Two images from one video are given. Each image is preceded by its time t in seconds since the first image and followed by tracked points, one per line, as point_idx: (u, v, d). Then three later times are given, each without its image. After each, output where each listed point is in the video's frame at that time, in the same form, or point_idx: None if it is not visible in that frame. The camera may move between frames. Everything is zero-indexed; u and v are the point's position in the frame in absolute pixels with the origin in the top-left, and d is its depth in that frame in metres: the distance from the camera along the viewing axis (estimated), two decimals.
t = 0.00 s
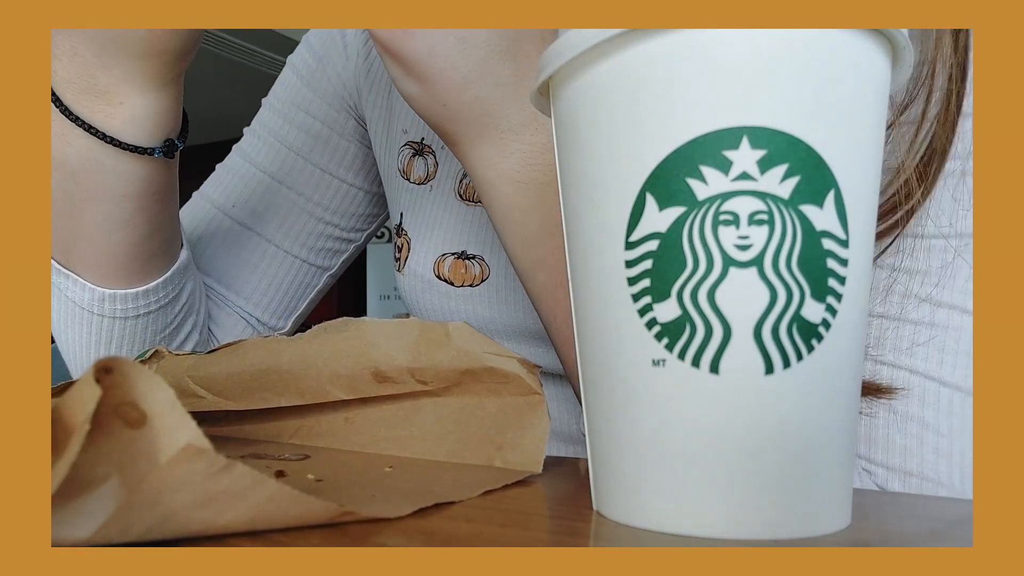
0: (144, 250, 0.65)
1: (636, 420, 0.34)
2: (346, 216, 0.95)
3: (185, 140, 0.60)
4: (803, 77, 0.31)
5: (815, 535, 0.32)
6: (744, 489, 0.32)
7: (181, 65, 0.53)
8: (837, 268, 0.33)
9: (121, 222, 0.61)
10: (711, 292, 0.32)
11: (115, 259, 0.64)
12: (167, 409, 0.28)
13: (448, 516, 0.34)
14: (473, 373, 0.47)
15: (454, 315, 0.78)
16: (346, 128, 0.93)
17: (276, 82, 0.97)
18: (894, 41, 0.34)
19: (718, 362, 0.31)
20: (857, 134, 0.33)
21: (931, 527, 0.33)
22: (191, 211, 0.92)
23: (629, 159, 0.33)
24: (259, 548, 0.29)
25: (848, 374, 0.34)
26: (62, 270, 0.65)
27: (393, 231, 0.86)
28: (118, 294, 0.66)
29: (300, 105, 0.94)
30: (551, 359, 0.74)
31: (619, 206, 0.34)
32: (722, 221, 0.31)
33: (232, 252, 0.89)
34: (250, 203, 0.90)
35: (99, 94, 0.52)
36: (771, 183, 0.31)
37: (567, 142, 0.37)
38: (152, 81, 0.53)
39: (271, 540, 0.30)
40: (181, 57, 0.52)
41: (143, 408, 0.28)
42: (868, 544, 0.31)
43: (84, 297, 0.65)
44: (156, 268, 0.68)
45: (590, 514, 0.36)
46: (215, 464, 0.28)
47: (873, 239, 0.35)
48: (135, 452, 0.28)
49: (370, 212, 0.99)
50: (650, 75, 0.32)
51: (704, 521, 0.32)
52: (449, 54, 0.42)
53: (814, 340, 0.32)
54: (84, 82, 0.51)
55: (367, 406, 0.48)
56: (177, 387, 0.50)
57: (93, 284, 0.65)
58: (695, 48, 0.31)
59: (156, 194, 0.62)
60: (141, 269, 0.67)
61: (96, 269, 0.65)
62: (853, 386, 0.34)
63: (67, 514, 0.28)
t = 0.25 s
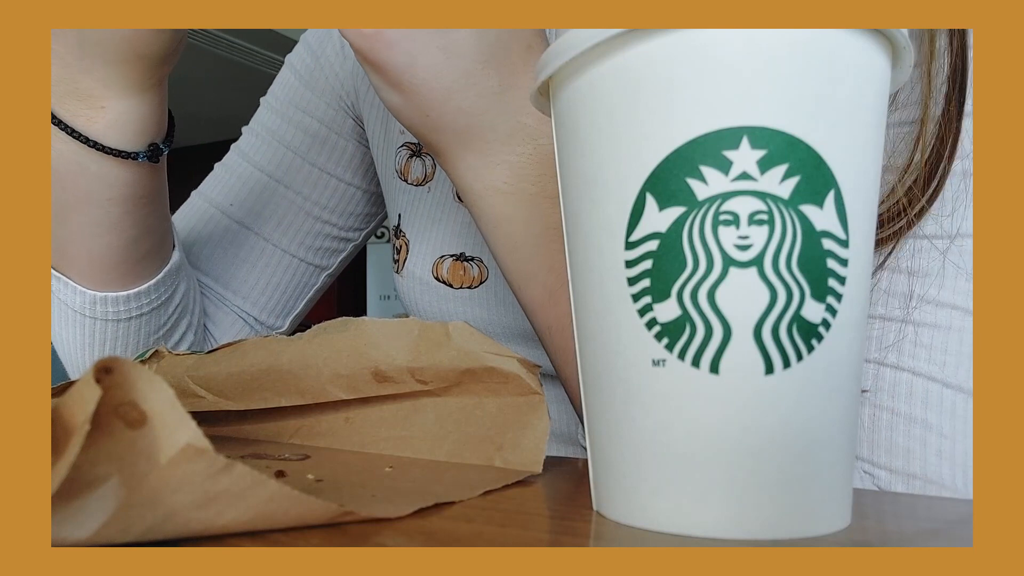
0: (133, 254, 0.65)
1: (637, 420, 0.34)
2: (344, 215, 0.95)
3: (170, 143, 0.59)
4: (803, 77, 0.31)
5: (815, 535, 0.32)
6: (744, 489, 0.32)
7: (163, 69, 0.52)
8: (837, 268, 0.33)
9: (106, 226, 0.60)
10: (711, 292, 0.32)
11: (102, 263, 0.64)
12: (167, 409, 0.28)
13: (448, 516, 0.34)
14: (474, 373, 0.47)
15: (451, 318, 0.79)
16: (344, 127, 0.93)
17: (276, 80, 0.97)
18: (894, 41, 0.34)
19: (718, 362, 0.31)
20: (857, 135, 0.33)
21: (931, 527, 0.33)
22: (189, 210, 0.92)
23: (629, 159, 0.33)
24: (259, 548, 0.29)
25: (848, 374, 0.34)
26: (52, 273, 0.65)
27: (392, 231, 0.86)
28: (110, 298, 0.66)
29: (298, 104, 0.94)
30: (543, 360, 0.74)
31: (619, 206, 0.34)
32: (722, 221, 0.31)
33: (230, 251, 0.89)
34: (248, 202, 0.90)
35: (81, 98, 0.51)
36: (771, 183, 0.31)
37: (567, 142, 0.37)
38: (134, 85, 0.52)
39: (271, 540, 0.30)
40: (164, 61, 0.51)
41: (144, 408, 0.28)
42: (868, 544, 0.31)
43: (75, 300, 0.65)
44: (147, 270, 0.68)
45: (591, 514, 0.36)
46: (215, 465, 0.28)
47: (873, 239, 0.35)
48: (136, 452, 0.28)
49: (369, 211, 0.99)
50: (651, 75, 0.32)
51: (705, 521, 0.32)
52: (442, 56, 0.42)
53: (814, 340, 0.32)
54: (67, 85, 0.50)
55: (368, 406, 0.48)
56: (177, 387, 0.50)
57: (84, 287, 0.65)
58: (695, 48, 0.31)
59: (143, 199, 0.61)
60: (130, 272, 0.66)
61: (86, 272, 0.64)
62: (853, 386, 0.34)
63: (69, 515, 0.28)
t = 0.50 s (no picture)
0: (128, 254, 0.65)
1: (637, 420, 0.34)
2: (343, 215, 0.95)
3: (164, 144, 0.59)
4: (803, 77, 0.31)
5: (816, 535, 0.32)
6: (744, 489, 0.32)
7: (153, 69, 0.51)
8: (837, 268, 0.33)
9: (100, 226, 0.60)
10: (711, 292, 0.32)
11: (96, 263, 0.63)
12: (167, 408, 0.28)
13: (448, 516, 0.34)
14: (473, 373, 0.47)
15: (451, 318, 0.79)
16: (344, 127, 0.93)
17: (276, 80, 0.97)
18: (894, 40, 0.34)
19: (718, 362, 0.31)
20: (858, 135, 0.33)
21: (931, 527, 0.33)
22: (188, 210, 0.92)
23: (629, 159, 0.33)
24: (260, 548, 0.29)
25: (848, 374, 0.34)
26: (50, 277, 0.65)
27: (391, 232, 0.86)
28: (107, 299, 0.66)
29: (297, 104, 0.94)
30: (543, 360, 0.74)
31: (619, 206, 0.34)
32: (722, 221, 0.31)
33: (230, 251, 0.89)
34: (248, 203, 0.90)
35: (71, 99, 0.51)
36: (771, 183, 0.31)
37: (567, 142, 0.37)
38: (124, 87, 0.51)
39: (271, 540, 0.30)
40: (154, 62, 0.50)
41: (144, 408, 0.28)
42: (868, 544, 0.31)
43: (72, 302, 0.65)
44: (144, 271, 0.68)
45: (591, 514, 0.36)
46: (215, 464, 0.28)
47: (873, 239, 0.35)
48: (136, 452, 0.28)
49: (368, 211, 0.99)
50: (651, 75, 0.32)
51: (705, 521, 0.32)
52: (437, 53, 0.42)
53: (814, 340, 0.32)
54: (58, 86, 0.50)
55: (368, 406, 0.48)
56: (177, 386, 0.50)
57: (81, 289, 0.65)
58: (695, 48, 0.31)
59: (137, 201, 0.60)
60: (126, 272, 0.66)
61: (82, 273, 0.64)
62: (853, 386, 0.34)
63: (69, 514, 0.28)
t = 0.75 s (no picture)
0: (126, 263, 0.65)
1: (637, 420, 0.34)
2: (342, 216, 0.95)
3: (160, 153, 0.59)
4: (803, 78, 0.31)
5: (815, 535, 0.32)
6: (744, 489, 0.32)
7: (145, 81, 0.51)
8: (837, 268, 0.33)
9: (98, 236, 0.60)
10: (711, 292, 0.32)
11: (93, 273, 0.64)
12: (167, 408, 0.28)
13: (448, 516, 0.34)
14: (474, 373, 0.47)
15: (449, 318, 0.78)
16: (343, 128, 0.92)
17: (274, 81, 0.97)
18: (894, 41, 0.34)
19: (718, 362, 0.31)
20: (858, 135, 0.33)
21: (931, 526, 0.33)
22: (188, 213, 0.92)
23: (630, 158, 0.33)
24: (259, 548, 0.29)
25: (848, 374, 0.34)
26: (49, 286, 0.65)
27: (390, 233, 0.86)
28: (105, 307, 0.66)
29: (296, 106, 0.94)
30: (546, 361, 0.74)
31: (620, 206, 0.34)
32: (722, 221, 0.31)
33: (230, 253, 0.89)
34: (247, 205, 0.90)
35: (64, 113, 0.51)
36: (771, 183, 0.31)
37: (567, 142, 0.37)
38: (117, 100, 0.51)
39: (271, 540, 0.30)
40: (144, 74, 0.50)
41: (145, 408, 0.28)
42: (868, 544, 0.31)
43: (71, 309, 0.65)
44: (142, 280, 0.68)
45: (591, 514, 0.36)
46: (216, 464, 0.28)
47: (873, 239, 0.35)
48: (137, 452, 0.28)
49: (367, 212, 0.99)
50: (651, 75, 0.32)
51: (705, 521, 0.32)
52: (438, 53, 0.42)
53: (814, 340, 0.32)
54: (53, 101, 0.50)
55: (368, 406, 0.48)
56: (178, 387, 0.50)
57: (80, 297, 0.65)
58: (696, 49, 0.31)
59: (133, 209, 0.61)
60: (126, 279, 0.66)
61: (79, 281, 0.64)
62: (853, 386, 0.34)
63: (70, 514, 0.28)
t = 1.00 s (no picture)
0: (123, 272, 0.65)
1: (637, 420, 0.34)
2: (340, 218, 0.95)
3: (155, 165, 0.59)
4: (803, 78, 0.31)
5: (816, 535, 0.32)
6: (744, 490, 0.32)
7: (138, 95, 0.51)
8: (837, 268, 0.33)
9: (94, 248, 0.60)
10: (711, 292, 0.32)
11: (90, 283, 0.64)
12: (167, 408, 0.28)
13: (448, 516, 0.34)
14: (474, 373, 0.47)
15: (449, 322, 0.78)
16: (342, 130, 0.92)
17: (273, 82, 0.97)
18: (894, 41, 0.34)
19: (718, 362, 0.31)
20: (858, 135, 0.33)
21: (930, 527, 0.33)
22: (187, 216, 0.93)
23: (630, 158, 0.33)
24: (259, 548, 0.29)
25: (848, 374, 0.34)
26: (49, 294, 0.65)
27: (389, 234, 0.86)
28: (103, 316, 0.66)
29: (295, 107, 0.94)
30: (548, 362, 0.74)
31: (620, 206, 0.34)
32: (722, 221, 0.31)
33: (229, 255, 0.89)
34: (245, 207, 0.90)
35: (58, 129, 0.51)
36: (771, 183, 0.31)
37: (567, 142, 0.37)
38: (111, 115, 0.51)
39: (271, 540, 0.30)
40: (137, 88, 0.50)
41: (144, 408, 0.28)
42: (869, 544, 0.31)
43: (70, 318, 0.65)
44: (140, 289, 0.68)
45: (591, 514, 0.36)
46: (216, 464, 0.28)
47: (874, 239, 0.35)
48: (137, 453, 0.28)
49: (366, 214, 0.99)
50: (651, 75, 0.32)
51: (704, 521, 0.32)
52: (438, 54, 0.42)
53: (814, 340, 0.32)
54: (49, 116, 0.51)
55: (368, 406, 0.48)
56: (178, 387, 0.50)
57: (78, 306, 0.66)
58: (697, 48, 0.31)
59: (129, 219, 0.61)
60: (125, 286, 0.66)
61: (79, 292, 0.65)
62: (853, 385, 0.34)
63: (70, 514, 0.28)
